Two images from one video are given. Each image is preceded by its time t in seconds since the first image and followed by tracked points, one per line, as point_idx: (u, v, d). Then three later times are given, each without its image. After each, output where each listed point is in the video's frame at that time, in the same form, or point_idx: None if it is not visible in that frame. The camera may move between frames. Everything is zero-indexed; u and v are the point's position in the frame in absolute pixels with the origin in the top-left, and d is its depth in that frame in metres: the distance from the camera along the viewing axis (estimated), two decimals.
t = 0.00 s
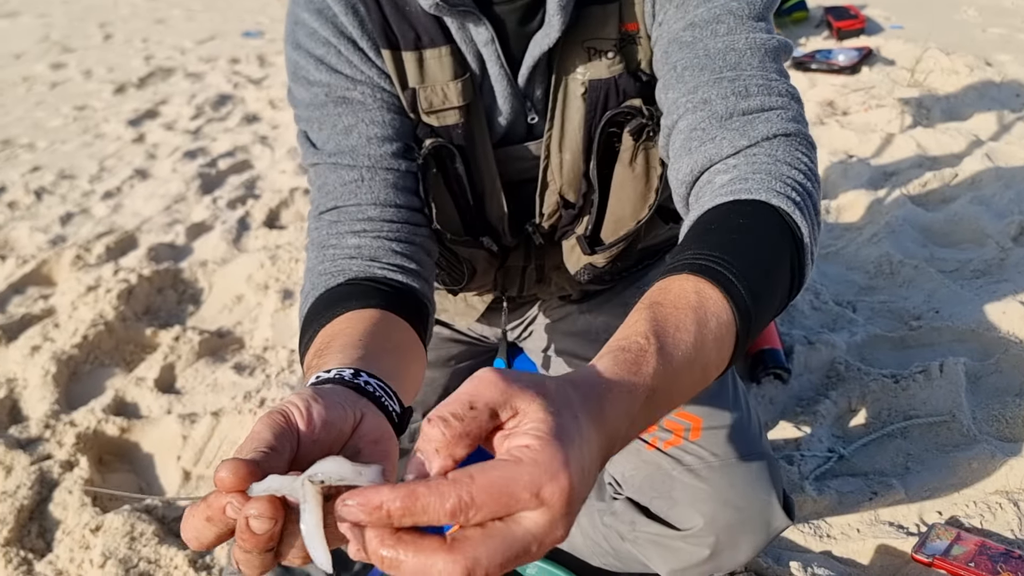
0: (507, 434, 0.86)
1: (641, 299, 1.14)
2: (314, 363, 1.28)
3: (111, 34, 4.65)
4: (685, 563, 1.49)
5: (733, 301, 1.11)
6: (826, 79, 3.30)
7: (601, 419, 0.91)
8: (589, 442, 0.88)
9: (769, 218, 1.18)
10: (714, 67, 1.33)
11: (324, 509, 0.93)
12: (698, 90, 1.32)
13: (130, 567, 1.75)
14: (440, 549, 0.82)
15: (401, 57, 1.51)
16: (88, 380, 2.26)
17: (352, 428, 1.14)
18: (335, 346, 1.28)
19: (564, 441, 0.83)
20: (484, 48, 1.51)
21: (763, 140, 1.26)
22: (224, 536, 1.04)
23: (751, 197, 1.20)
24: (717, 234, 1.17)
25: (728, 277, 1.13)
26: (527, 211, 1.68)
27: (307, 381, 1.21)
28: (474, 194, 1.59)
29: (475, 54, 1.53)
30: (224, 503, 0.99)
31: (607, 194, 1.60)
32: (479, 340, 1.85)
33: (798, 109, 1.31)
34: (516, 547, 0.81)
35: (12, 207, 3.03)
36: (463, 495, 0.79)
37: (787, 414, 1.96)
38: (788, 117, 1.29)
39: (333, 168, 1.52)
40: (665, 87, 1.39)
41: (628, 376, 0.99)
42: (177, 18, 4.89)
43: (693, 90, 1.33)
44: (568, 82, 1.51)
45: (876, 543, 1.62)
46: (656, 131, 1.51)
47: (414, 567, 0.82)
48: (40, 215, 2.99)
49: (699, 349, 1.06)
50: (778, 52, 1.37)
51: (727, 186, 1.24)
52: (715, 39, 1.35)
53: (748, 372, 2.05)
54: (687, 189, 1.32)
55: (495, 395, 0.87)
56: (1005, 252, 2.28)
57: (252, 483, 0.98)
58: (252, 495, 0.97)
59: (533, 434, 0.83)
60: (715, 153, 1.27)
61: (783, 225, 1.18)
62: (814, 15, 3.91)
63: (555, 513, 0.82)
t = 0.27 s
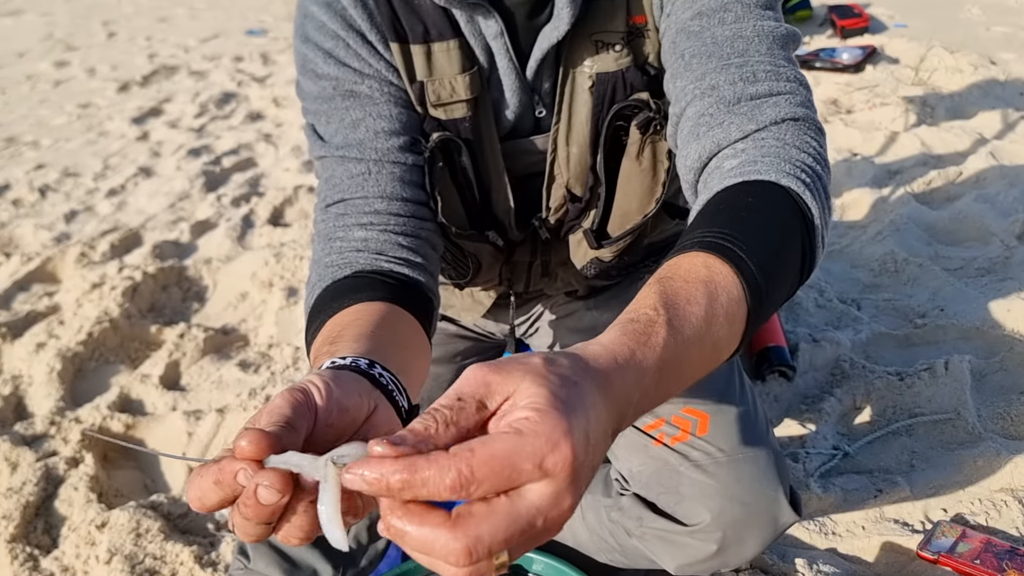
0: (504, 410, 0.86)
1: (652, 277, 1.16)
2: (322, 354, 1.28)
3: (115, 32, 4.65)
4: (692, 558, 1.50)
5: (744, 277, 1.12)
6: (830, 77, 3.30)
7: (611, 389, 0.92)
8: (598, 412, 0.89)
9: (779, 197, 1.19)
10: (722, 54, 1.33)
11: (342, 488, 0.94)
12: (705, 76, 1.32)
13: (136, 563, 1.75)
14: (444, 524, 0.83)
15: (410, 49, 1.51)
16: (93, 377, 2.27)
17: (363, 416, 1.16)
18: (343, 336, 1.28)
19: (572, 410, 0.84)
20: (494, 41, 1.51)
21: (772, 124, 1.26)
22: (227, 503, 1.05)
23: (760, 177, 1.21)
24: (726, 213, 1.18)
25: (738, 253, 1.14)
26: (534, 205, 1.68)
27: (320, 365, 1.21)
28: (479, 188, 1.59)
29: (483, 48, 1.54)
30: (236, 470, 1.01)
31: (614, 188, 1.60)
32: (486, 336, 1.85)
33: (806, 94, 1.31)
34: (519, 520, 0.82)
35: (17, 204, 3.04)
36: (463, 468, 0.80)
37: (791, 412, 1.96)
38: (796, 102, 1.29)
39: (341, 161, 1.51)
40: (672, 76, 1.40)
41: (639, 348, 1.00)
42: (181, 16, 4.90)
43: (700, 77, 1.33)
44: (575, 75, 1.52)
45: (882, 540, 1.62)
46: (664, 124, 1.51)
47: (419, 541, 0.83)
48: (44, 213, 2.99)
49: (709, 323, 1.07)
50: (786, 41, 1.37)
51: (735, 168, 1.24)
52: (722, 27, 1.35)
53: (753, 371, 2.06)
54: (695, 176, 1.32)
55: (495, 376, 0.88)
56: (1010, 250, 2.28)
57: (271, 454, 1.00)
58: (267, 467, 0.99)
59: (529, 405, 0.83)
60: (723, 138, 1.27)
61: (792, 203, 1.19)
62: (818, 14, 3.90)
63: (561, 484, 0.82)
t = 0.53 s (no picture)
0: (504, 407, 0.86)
1: (659, 265, 1.16)
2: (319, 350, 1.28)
3: (116, 30, 4.65)
4: (693, 556, 1.49)
5: (752, 266, 1.12)
6: (832, 75, 3.30)
7: (618, 378, 0.92)
8: (604, 403, 0.89)
9: (785, 186, 1.19)
10: (726, 44, 1.33)
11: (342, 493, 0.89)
12: (706, 67, 1.32)
13: (137, 560, 1.75)
14: (445, 523, 0.83)
15: (411, 44, 1.51)
16: (95, 374, 2.27)
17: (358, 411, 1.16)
18: (341, 333, 1.27)
19: (576, 405, 0.84)
20: (494, 36, 1.51)
21: (775, 114, 1.26)
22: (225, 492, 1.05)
23: (766, 165, 1.21)
24: (732, 201, 1.18)
25: (746, 242, 1.14)
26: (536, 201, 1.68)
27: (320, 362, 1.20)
28: (478, 184, 1.58)
29: (484, 42, 1.53)
30: (239, 459, 1.00)
31: (615, 183, 1.60)
32: (486, 333, 1.85)
33: (811, 85, 1.31)
34: (523, 520, 0.82)
35: (18, 202, 3.04)
36: (463, 475, 0.80)
37: (793, 410, 1.96)
38: (800, 92, 1.29)
39: (339, 156, 1.53)
40: (674, 69, 1.40)
41: (647, 335, 1.00)
42: (182, 14, 4.89)
43: (704, 68, 1.33)
44: (577, 70, 1.52)
45: (883, 539, 1.62)
46: (665, 119, 1.50)
47: (422, 542, 0.83)
48: (45, 210, 2.99)
49: (718, 311, 1.07)
50: (789, 32, 1.37)
51: (738, 157, 1.24)
52: (725, 18, 1.36)
53: (755, 368, 2.05)
54: (699, 167, 1.32)
55: (493, 370, 0.87)
56: (1012, 249, 2.28)
57: (274, 447, 0.99)
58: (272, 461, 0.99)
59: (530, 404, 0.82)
60: (726, 128, 1.27)
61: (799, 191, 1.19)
62: (820, 12, 3.90)
63: (564, 482, 0.82)
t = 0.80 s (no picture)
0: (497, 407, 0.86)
1: (651, 268, 1.15)
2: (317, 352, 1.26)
3: (117, 28, 4.65)
4: (692, 555, 1.49)
5: (745, 267, 1.12)
6: (833, 74, 3.29)
7: (609, 381, 0.92)
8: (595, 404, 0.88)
9: (780, 187, 1.18)
10: (723, 43, 1.32)
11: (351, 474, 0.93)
12: (703, 66, 1.32)
13: (136, 558, 1.75)
14: (433, 517, 0.83)
15: (407, 41, 1.51)
16: (95, 372, 2.27)
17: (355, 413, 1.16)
18: (340, 333, 1.27)
19: (570, 406, 0.84)
20: (492, 33, 1.50)
21: (771, 114, 1.26)
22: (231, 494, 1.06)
23: (760, 165, 1.20)
24: (725, 203, 1.18)
25: (739, 243, 1.13)
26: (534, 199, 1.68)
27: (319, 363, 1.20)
28: (476, 182, 1.58)
29: (481, 39, 1.53)
30: (247, 460, 1.00)
31: (613, 182, 1.59)
32: (485, 331, 1.85)
33: (808, 85, 1.30)
34: (514, 518, 0.82)
35: (18, 200, 3.04)
36: (457, 467, 0.80)
37: (793, 409, 1.96)
38: (796, 92, 1.28)
39: (335, 154, 1.52)
40: (671, 66, 1.39)
41: (639, 339, 0.99)
42: (183, 12, 4.89)
43: (700, 66, 1.32)
44: (575, 67, 1.51)
45: (883, 538, 1.62)
46: (663, 116, 1.50)
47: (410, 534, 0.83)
48: (46, 209, 2.99)
49: (709, 313, 1.07)
50: (786, 31, 1.37)
51: (735, 156, 1.24)
52: (722, 16, 1.35)
53: (754, 367, 2.05)
54: (695, 166, 1.31)
55: (484, 376, 0.87)
56: (1012, 247, 2.27)
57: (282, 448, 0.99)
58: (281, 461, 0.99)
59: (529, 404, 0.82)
60: (723, 127, 1.26)
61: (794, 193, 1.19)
62: (821, 10, 3.90)
63: (559, 481, 0.82)
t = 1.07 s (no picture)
0: (512, 429, 0.89)
1: (660, 278, 1.16)
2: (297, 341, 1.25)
3: (117, 26, 4.65)
4: (692, 554, 1.49)
5: (754, 276, 1.14)
6: (833, 72, 3.29)
7: (622, 395, 0.94)
8: (610, 420, 0.91)
9: (787, 197, 1.19)
10: (726, 51, 1.32)
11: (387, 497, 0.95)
12: (706, 73, 1.31)
13: (136, 558, 1.75)
14: (444, 531, 0.88)
15: (401, 40, 1.51)
16: (94, 371, 2.27)
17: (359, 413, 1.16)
18: (326, 324, 1.27)
19: (581, 426, 0.87)
20: (490, 32, 1.51)
21: (777, 123, 1.26)
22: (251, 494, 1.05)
23: (767, 175, 1.21)
24: (734, 211, 1.19)
25: (748, 253, 1.15)
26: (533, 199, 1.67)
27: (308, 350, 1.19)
28: (471, 182, 1.58)
29: (477, 39, 1.53)
30: (273, 462, 0.99)
31: (613, 183, 1.59)
32: (485, 330, 1.83)
33: (810, 93, 1.30)
34: (525, 533, 0.87)
35: (18, 199, 3.04)
36: (471, 499, 0.85)
37: (792, 408, 1.96)
38: (801, 100, 1.28)
39: (323, 148, 1.52)
40: (673, 69, 1.39)
41: (650, 352, 1.01)
42: (182, 11, 4.89)
43: (705, 74, 1.32)
44: (575, 68, 1.51)
45: (882, 537, 1.61)
46: (663, 118, 1.50)
47: (423, 548, 0.89)
48: (46, 208, 2.99)
49: (720, 322, 1.09)
50: (788, 38, 1.37)
51: (742, 165, 1.24)
52: (726, 23, 1.35)
53: (754, 366, 2.05)
54: (700, 173, 1.31)
55: (496, 394, 0.91)
56: (1012, 247, 2.27)
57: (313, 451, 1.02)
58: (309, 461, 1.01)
59: (538, 428, 0.86)
60: (729, 136, 1.26)
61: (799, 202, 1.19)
62: (821, 9, 3.89)
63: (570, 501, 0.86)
